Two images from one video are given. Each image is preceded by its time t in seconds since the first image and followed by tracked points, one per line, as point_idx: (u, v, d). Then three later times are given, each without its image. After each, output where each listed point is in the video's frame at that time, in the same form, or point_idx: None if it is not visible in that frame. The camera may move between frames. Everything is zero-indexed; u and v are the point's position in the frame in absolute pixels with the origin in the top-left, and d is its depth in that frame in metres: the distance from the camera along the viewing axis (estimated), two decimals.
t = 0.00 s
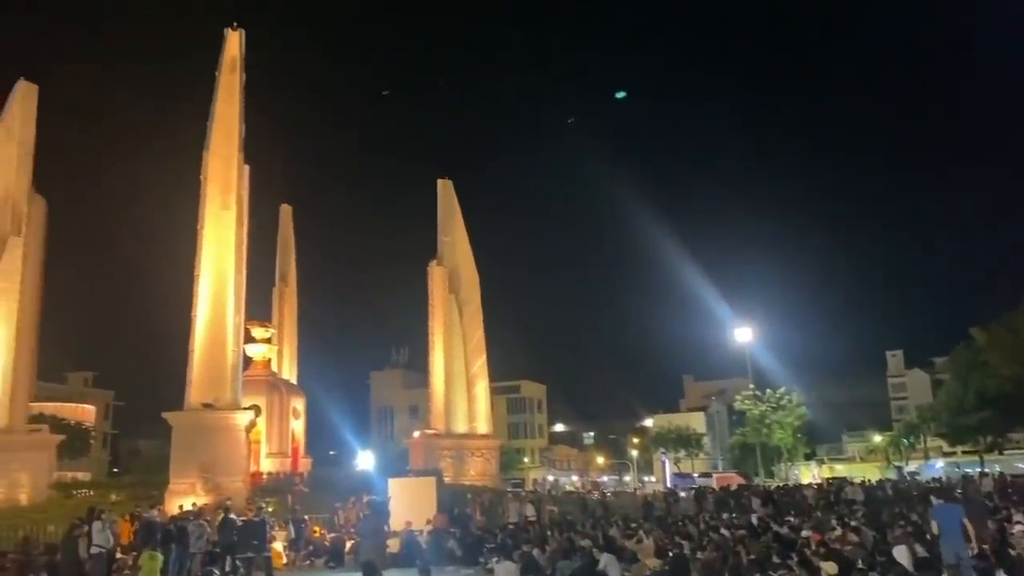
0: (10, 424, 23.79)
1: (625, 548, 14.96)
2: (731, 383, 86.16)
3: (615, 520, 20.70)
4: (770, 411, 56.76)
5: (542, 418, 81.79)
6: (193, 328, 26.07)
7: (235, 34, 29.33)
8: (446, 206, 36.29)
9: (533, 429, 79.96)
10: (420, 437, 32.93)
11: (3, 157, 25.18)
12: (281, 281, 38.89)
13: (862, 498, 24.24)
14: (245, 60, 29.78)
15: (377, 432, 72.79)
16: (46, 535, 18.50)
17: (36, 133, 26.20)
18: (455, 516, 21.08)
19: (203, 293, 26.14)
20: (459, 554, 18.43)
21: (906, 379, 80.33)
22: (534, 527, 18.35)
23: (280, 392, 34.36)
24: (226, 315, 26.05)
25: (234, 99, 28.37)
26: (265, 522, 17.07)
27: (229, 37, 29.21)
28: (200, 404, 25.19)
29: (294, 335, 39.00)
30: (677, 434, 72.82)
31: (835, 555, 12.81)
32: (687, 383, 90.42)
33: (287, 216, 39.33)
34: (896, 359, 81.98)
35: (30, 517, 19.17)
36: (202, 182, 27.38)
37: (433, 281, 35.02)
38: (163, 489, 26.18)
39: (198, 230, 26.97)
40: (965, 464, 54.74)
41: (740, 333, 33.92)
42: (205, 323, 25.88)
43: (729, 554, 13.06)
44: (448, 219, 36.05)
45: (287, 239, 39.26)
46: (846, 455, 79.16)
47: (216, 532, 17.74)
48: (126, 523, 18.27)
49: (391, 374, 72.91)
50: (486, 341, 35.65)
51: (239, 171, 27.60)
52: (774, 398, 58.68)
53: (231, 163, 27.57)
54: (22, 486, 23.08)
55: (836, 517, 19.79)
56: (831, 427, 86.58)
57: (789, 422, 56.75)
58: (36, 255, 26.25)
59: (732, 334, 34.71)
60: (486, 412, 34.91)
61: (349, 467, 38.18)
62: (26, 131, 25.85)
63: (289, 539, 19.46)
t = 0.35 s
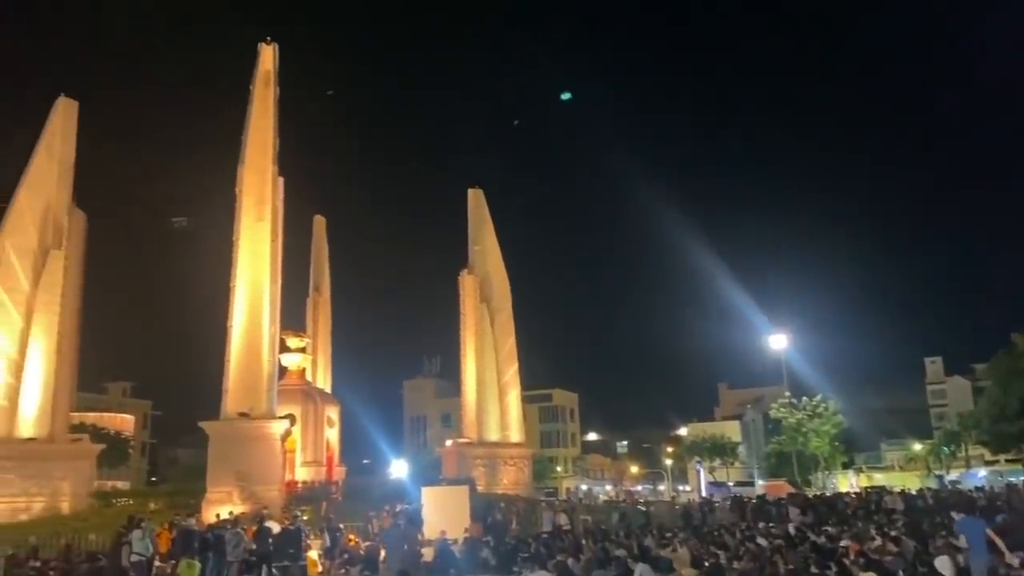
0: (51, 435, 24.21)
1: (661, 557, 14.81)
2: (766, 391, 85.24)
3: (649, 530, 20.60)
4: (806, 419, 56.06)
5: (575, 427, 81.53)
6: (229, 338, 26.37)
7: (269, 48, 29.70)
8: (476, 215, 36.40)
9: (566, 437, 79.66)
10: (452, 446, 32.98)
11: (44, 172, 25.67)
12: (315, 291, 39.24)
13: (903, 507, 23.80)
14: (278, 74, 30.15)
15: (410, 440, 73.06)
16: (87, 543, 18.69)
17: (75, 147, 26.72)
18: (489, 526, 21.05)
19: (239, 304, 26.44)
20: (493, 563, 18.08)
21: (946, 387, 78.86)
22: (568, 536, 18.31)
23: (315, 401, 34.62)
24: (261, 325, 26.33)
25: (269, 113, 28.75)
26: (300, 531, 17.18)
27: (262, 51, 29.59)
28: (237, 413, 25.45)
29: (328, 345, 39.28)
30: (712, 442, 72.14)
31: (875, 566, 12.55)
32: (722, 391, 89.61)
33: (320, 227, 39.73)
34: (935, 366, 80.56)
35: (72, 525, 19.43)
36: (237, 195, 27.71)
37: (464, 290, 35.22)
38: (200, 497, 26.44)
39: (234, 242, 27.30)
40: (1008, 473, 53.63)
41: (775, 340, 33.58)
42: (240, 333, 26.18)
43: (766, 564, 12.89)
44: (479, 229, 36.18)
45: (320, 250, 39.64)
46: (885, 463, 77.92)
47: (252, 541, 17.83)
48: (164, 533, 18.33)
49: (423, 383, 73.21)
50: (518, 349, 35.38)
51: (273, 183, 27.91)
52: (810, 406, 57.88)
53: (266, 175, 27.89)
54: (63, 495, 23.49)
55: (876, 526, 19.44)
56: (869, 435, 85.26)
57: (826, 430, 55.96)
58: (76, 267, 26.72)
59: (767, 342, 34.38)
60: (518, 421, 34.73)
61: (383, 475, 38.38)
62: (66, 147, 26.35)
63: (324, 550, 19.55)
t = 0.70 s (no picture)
0: (87, 442, 24.56)
1: (693, 564, 14.73)
2: (798, 397, 84.32)
3: (681, 536, 20.43)
4: (839, 425, 55.42)
5: (604, 434, 81.18)
6: (260, 345, 26.61)
7: (298, 58, 30.00)
8: (504, 220, 36.40)
9: (595, 443, 79.34)
10: (481, 452, 33.12)
11: (79, 182, 26.08)
12: (345, 299, 39.47)
13: (939, 514, 23.40)
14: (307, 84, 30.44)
15: (440, 447, 73.17)
16: (123, 549, 18.98)
17: (109, 158, 27.13)
18: (518, 534, 20.99)
19: (270, 311, 26.67)
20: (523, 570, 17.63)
21: (983, 391, 77.50)
22: (599, 543, 18.21)
23: (345, 408, 34.81)
24: (292, 331, 26.54)
25: (298, 122, 29.00)
26: (332, 536, 17.28)
27: (291, 61, 29.89)
28: (268, 420, 25.66)
29: (357, 352, 39.50)
30: (743, 448, 71.45)
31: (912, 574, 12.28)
32: (753, 397, 88.81)
33: (349, 235, 39.98)
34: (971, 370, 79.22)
35: (107, 531, 19.74)
36: (268, 203, 27.98)
37: (492, 296, 35.40)
38: (233, 504, 26.64)
39: (265, 250, 27.56)
40: None
41: (807, 345, 33.22)
42: (272, 340, 26.42)
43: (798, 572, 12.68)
44: (507, 234, 36.20)
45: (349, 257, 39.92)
46: (921, 469, 76.72)
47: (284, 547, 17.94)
48: (197, 539, 18.47)
49: (452, 389, 73.36)
50: (547, 355, 35.12)
51: (303, 191, 28.15)
52: (843, 412, 57.15)
53: (296, 184, 28.13)
54: (98, 501, 23.80)
55: (913, 534, 19.07)
56: (904, 441, 83.98)
57: (859, 436, 55.27)
58: (110, 276, 27.11)
59: (798, 347, 34.00)
60: (547, 427, 34.48)
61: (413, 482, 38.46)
62: (100, 157, 26.77)
63: (355, 557, 19.52)
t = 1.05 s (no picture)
0: (123, 448, 24.90)
1: (727, 569, 14.62)
2: (832, 400, 83.34)
3: (713, 541, 20.31)
4: (873, 429, 54.78)
5: (635, 438, 80.78)
6: (292, 350, 26.85)
7: (326, 66, 30.27)
8: (531, 225, 36.40)
9: (625, 448, 78.89)
10: (512, 457, 32.71)
11: (114, 191, 26.52)
12: (374, 304, 39.70)
13: (977, 518, 23.04)
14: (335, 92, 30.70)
15: (470, 450, 73.26)
16: (159, 553, 19.20)
17: (142, 167, 27.55)
18: (549, 538, 20.97)
19: (301, 317, 26.92)
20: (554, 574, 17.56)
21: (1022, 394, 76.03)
22: (631, 547, 18.18)
23: (375, 413, 35.00)
24: (323, 337, 26.75)
25: (327, 130, 29.26)
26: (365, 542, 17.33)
27: (320, 69, 30.18)
28: (300, 424, 25.86)
29: (387, 357, 39.72)
30: (776, 453, 70.61)
31: None
32: (785, 400, 87.90)
33: (378, 241, 40.22)
34: (1009, 372, 77.80)
35: (143, 536, 19.99)
36: (299, 210, 28.24)
37: (520, 300, 35.30)
38: (265, 508, 26.87)
39: (295, 256, 27.81)
40: None
41: (839, 348, 32.85)
42: (303, 345, 26.64)
43: None
44: (534, 239, 36.21)
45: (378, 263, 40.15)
46: (958, 473, 75.45)
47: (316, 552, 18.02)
48: (232, 543, 18.64)
49: (482, 393, 73.53)
50: (575, 360, 35.24)
51: (332, 197, 28.38)
52: (877, 415, 56.39)
53: (326, 191, 28.39)
54: (135, 506, 24.16)
55: (951, 539, 18.77)
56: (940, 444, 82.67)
57: (894, 440, 54.59)
58: (145, 284, 27.51)
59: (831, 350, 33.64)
60: (577, 431, 34.70)
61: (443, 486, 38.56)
62: (134, 167, 27.20)
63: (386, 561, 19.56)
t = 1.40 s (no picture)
0: (153, 450, 25.15)
1: (757, 571, 14.46)
2: (861, 401, 82.46)
3: (743, 544, 20.16)
4: (903, 430, 54.17)
5: (662, 440, 80.45)
6: (319, 353, 27.04)
7: (351, 71, 30.48)
8: (556, 227, 36.39)
9: (652, 450, 78.50)
10: (538, 459, 32.74)
11: (144, 197, 26.89)
12: (400, 307, 39.91)
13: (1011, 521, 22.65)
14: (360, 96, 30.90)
15: (496, 452, 73.33)
16: (189, 554, 19.38)
17: (172, 173, 27.88)
18: (577, 540, 20.92)
19: (328, 320, 27.12)
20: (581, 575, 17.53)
21: None
22: (659, 550, 18.11)
23: (402, 416, 35.18)
24: (350, 339, 26.91)
25: (352, 134, 29.45)
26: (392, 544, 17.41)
27: (346, 74, 30.41)
28: (327, 426, 26.04)
29: (413, 360, 39.89)
30: (805, 454, 69.67)
31: None
32: (814, 402, 87.06)
33: (403, 244, 40.42)
34: None
35: (173, 538, 20.18)
36: (325, 214, 28.44)
37: (545, 303, 35.34)
38: (293, 510, 27.06)
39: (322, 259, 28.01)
40: None
41: (868, 349, 32.51)
42: (330, 348, 26.84)
43: None
44: (559, 241, 36.20)
45: (404, 266, 40.36)
46: (991, 475, 74.22)
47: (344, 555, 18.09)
48: (260, 545, 18.80)
49: (507, 395, 73.71)
50: (601, 362, 35.13)
51: (358, 201, 28.56)
52: (908, 416, 55.68)
53: (352, 194, 28.58)
54: (166, 508, 24.41)
55: (986, 542, 18.44)
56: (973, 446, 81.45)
57: (925, 441, 53.91)
58: (175, 288, 27.79)
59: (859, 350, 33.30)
60: (603, 433, 34.53)
61: (470, 488, 38.65)
62: (164, 172, 27.55)
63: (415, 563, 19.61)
